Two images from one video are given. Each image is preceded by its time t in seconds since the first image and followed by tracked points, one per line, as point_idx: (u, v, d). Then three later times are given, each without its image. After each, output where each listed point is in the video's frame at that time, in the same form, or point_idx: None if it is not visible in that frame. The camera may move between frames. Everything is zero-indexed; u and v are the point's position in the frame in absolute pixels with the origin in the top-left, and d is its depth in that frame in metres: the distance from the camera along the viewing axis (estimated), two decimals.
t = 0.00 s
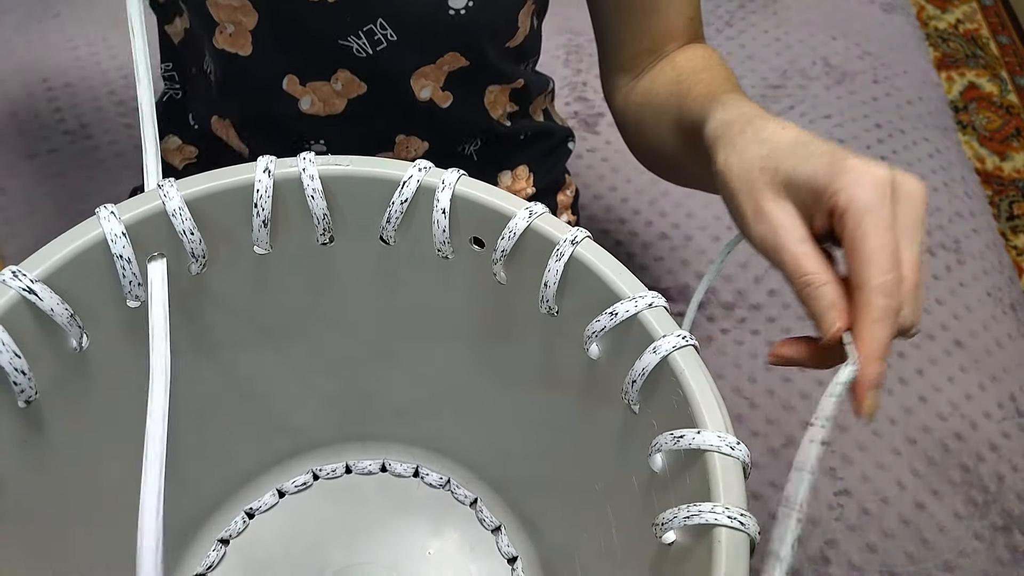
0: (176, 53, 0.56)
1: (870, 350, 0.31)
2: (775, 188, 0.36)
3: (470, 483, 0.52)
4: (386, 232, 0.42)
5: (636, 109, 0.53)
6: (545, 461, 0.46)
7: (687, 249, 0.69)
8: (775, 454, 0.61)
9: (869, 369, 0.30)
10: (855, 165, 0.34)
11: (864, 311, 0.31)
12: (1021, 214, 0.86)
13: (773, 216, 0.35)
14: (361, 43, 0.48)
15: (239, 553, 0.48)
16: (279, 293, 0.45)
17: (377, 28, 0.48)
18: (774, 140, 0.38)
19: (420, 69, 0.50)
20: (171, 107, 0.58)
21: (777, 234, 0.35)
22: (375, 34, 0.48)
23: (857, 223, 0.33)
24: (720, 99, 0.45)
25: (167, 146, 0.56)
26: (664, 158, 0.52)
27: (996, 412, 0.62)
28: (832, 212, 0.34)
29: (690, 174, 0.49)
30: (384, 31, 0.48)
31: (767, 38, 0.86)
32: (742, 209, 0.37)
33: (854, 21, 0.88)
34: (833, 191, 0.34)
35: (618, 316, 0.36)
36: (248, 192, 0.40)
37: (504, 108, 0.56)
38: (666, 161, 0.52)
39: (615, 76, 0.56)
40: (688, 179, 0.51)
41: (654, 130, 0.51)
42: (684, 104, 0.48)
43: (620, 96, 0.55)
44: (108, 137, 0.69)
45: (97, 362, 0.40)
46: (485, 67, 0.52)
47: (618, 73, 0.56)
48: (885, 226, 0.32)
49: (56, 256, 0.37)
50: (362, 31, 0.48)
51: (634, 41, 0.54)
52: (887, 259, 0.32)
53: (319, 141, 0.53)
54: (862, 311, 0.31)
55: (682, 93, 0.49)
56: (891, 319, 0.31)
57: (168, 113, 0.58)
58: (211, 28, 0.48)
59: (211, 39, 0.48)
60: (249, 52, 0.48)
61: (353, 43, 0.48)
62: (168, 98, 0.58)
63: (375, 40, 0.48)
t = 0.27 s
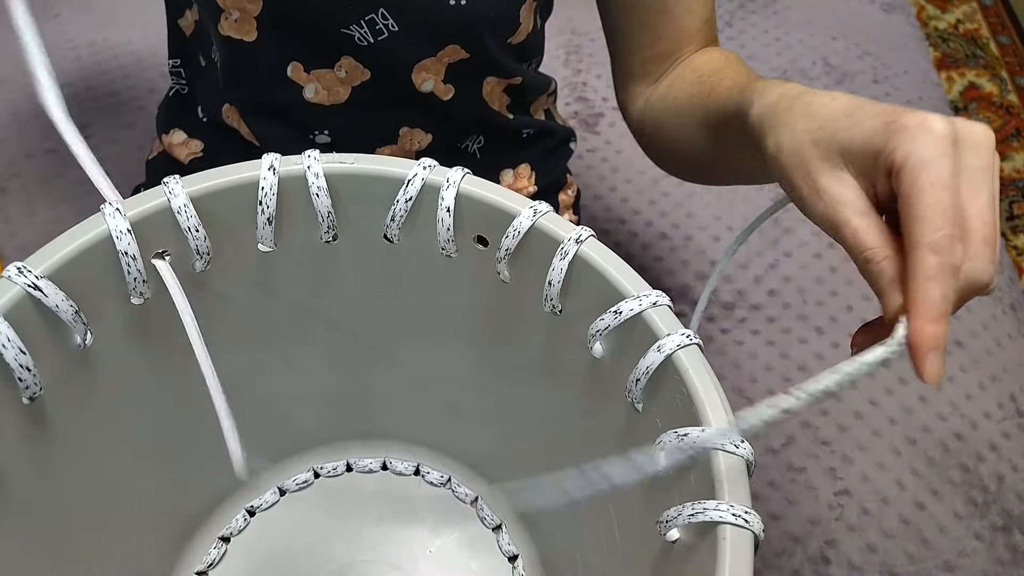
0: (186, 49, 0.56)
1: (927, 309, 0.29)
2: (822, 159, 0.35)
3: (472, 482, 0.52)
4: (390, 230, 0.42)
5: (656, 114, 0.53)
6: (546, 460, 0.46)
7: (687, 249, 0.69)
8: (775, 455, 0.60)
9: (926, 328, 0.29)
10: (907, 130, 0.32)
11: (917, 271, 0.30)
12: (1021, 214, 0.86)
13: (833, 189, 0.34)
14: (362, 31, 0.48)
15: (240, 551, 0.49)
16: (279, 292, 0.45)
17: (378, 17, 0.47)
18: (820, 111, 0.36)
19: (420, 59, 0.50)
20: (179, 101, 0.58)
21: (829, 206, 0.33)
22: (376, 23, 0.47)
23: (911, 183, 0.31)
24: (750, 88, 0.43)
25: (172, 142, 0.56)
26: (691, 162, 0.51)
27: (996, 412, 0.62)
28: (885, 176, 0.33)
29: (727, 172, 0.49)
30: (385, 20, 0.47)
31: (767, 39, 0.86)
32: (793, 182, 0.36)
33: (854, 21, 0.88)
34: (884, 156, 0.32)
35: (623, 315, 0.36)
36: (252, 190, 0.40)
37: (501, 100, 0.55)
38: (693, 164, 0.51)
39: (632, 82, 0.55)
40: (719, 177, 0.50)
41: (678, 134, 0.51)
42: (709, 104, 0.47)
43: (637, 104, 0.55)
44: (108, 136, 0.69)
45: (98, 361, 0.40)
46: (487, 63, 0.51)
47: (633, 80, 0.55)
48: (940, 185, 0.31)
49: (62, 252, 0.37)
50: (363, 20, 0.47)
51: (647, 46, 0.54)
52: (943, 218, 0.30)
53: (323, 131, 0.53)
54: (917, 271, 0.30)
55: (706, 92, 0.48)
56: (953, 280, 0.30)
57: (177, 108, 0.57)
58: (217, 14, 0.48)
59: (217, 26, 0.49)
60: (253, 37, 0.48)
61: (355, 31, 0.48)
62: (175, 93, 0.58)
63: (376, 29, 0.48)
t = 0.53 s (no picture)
0: (193, 44, 0.56)
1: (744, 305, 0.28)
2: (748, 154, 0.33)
3: (472, 480, 0.52)
4: (392, 229, 0.42)
5: (668, 113, 0.52)
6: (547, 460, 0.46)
7: (687, 249, 0.69)
8: (775, 454, 0.60)
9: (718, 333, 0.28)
10: (796, 131, 0.30)
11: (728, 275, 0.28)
12: (1021, 214, 0.86)
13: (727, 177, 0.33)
14: (363, 20, 0.48)
15: (239, 550, 0.49)
16: (280, 292, 0.45)
17: (379, 7, 0.47)
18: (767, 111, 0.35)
19: (421, 51, 0.50)
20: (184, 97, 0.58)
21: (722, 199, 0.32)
22: (377, 13, 0.48)
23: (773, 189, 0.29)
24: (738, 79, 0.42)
25: (175, 136, 0.56)
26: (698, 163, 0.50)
27: (996, 412, 0.62)
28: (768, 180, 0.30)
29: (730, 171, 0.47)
30: (386, 10, 0.48)
31: (768, 38, 0.86)
32: (711, 173, 0.35)
33: (854, 21, 0.88)
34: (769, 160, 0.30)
35: (624, 314, 0.36)
36: (254, 189, 0.40)
37: (501, 94, 0.54)
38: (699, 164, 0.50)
39: (651, 86, 0.55)
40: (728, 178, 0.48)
41: (683, 130, 0.50)
42: (707, 99, 0.46)
43: (655, 107, 0.54)
44: (108, 136, 0.69)
45: (99, 360, 0.40)
46: (488, 57, 0.51)
47: (653, 85, 0.54)
48: (805, 198, 0.28)
49: (65, 249, 0.37)
50: (364, 9, 0.47)
51: (665, 48, 0.53)
52: (791, 230, 0.28)
53: (325, 124, 0.53)
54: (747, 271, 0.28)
55: (708, 87, 0.47)
56: (766, 288, 0.28)
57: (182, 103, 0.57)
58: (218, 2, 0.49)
59: (218, 13, 0.49)
60: (255, 26, 0.49)
61: (355, 20, 0.48)
62: (178, 89, 0.58)
63: (377, 19, 0.48)
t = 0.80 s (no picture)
0: (188, 38, 0.55)
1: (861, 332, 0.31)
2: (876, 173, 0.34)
3: (469, 479, 0.52)
4: (387, 227, 0.42)
5: (700, 103, 0.51)
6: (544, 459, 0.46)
7: (686, 250, 0.69)
8: (775, 454, 0.60)
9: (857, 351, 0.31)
10: (940, 187, 0.32)
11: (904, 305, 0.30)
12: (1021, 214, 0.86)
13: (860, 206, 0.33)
14: (358, 13, 0.49)
15: (238, 549, 0.49)
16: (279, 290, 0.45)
17: None
18: (906, 132, 0.35)
19: (415, 44, 0.50)
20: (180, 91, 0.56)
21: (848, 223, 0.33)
22: (372, 5, 0.49)
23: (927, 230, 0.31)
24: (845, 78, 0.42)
25: (175, 131, 0.56)
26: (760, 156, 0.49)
27: (996, 412, 0.62)
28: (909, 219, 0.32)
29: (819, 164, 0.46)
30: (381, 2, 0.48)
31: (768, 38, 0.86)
32: (845, 185, 0.35)
33: (853, 22, 0.88)
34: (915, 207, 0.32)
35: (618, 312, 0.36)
36: (249, 187, 0.40)
37: (496, 90, 0.54)
38: (760, 154, 0.49)
39: (665, 77, 0.55)
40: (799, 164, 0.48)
41: (738, 127, 0.49)
42: (783, 96, 0.45)
43: (669, 97, 0.54)
44: (108, 136, 0.69)
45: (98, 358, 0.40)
46: (483, 53, 0.52)
47: (662, 73, 0.55)
48: (951, 256, 0.30)
49: (62, 246, 0.37)
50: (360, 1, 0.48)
51: (676, 35, 0.53)
52: (943, 287, 0.30)
53: (323, 114, 0.53)
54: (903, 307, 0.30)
55: (775, 89, 0.46)
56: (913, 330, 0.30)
57: (180, 98, 0.56)
58: None
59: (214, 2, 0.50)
60: (250, 17, 0.49)
61: (350, 12, 0.49)
62: (175, 82, 0.56)
63: (372, 12, 0.49)
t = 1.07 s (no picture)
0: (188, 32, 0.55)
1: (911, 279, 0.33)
2: (954, 154, 0.38)
3: (470, 477, 0.52)
4: (391, 224, 0.42)
5: (730, 100, 0.51)
6: (547, 457, 0.46)
7: (687, 249, 0.69)
8: (776, 454, 0.60)
9: (904, 295, 0.33)
10: None
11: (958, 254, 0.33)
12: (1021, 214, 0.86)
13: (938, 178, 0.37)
14: (359, 2, 0.49)
15: (240, 546, 0.49)
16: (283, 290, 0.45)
17: None
18: (986, 123, 0.38)
19: (416, 36, 0.50)
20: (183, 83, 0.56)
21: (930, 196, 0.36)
22: None
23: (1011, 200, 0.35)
24: (918, 83, 0.43)
25: (179, 125, 0.56)
26: (797, 153, 0.50)
27: (996, 412, 0.63)
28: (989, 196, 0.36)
29: (877, 167, 0.47)
30: None
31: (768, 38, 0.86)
32: (924, 173, 0.38)
33: (853, 23, 0.88)
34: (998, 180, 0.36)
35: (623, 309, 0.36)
36: (253, 183, 0.40)
37: (495, 83, 0.54)
38: (798, 150, 0.50)
39: (683, 72, 0.54)
40: (848, 165, 0.49)
41: (774, 124, 0.49)
42: (833, 95, 0.47)
43: (692, 91, 0.53)
44: (108, 136, 0.69)
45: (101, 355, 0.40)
46: (483, 47, 0.52)
47: (683, 69, 0.54)
48: None
49: (66, 242, 0.37)
50: None
51: (693, 28, 0.53)
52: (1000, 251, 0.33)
53: (325, 104, 0.53)
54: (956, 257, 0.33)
55: (823, 88, 0.47)
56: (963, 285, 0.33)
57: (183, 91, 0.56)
58: None
59: None
60: (251, 6, 0.49)
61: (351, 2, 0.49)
62: (178, 75, 0.57)
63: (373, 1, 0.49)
